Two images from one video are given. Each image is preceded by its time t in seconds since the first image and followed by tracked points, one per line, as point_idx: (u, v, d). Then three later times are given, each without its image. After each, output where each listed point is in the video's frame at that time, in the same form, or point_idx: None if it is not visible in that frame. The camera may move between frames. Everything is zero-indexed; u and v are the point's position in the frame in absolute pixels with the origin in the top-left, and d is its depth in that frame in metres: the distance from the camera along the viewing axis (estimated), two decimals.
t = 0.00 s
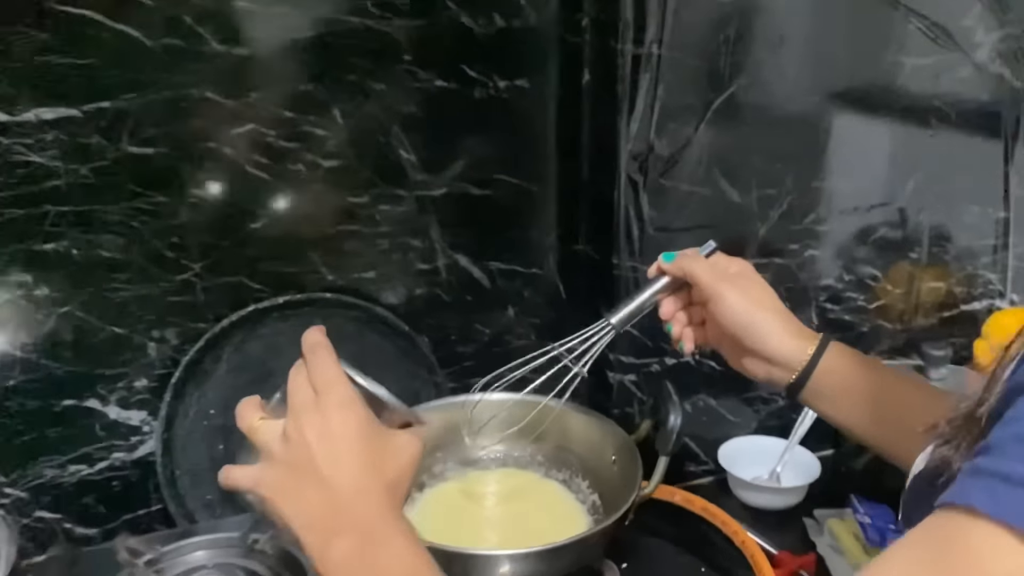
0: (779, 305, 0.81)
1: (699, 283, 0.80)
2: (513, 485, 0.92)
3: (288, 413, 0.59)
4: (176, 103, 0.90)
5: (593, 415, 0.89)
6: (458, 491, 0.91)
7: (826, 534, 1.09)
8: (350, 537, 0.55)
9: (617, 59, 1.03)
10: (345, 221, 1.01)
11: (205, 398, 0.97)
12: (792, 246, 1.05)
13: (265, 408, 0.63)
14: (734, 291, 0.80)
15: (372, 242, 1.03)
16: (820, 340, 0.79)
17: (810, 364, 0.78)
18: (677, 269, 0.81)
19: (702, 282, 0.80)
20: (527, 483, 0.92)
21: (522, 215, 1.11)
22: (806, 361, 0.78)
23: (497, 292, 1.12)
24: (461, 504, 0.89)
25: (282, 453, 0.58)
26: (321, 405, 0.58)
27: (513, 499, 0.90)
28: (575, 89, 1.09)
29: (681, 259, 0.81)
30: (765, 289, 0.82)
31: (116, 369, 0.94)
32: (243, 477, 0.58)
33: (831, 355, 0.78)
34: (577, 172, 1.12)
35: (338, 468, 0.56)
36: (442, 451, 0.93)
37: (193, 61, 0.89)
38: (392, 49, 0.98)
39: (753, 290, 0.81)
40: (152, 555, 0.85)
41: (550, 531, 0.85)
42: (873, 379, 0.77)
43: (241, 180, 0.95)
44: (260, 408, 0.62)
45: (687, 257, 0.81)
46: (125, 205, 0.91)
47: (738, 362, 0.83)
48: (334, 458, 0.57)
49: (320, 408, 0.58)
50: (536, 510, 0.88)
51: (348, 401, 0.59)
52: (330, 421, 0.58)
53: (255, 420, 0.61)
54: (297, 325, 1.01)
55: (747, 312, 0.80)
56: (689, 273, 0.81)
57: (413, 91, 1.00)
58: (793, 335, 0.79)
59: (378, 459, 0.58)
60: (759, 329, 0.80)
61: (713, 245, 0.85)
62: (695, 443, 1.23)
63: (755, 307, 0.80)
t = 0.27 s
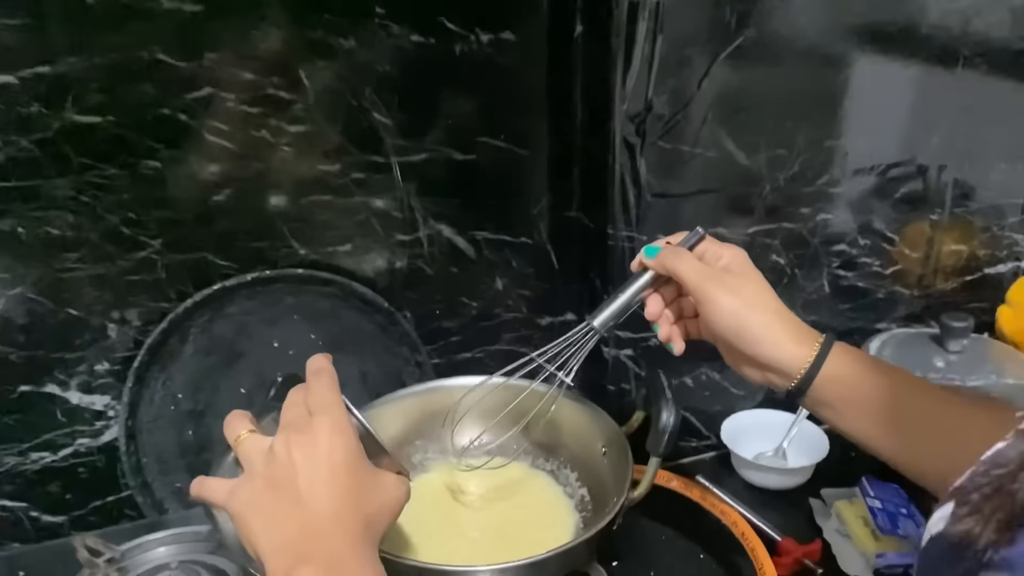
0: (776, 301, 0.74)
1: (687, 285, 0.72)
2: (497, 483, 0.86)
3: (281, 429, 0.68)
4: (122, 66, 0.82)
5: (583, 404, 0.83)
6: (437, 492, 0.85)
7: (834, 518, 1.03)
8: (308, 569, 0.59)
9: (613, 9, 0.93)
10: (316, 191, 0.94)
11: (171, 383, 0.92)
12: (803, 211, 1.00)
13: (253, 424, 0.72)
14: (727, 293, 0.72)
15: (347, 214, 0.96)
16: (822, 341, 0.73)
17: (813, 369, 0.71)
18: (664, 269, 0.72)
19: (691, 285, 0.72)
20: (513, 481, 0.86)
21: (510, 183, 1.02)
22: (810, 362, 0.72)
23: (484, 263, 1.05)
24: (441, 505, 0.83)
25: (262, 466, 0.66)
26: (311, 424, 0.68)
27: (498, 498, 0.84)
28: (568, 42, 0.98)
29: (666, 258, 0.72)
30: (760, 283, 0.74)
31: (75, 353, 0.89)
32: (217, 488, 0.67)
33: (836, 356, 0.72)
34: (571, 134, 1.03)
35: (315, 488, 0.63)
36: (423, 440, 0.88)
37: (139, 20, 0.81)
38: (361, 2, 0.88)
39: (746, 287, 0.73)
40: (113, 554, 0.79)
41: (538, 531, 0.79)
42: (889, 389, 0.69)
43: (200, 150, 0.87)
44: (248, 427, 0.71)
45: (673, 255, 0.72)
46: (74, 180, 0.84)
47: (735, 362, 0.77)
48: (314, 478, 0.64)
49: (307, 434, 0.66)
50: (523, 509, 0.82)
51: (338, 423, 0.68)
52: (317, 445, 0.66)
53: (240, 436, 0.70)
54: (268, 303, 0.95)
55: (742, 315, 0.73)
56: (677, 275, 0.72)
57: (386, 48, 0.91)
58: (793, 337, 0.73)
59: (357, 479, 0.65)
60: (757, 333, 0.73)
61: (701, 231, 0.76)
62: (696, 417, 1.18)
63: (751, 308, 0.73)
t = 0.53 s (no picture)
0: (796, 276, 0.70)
1: (695, 261, 0.69)
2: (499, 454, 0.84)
3: (283, 398, 0.62)
4: (92, 14, 0.75)
5: (590, 376, 0.80)
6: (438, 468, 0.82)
7: (854, 481, 0.95)
8: (299, 555, 0.54)
9: None
10: (308, 143, 0.86)
11: (162, 347, 0.90)
12: (834, 156, 0.93)
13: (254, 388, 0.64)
14: (738, 270, 0.69)
15: (342, 168, 0.89)
16: (845, 322, 0.69)
17: (832, 353, 0.68)
18: (670, 244, 0.70)
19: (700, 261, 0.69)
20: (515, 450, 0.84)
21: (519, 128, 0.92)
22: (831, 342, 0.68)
23: (491, 218, 0.96)
24: (443, 481, 0.80)
25: (259, 435, 0.60)
26: (314, 397, 0.61)
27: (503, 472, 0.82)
28: None
29: (672, 233, 0.69)
30: (777, 258, 0.70)
31: (64, 316, 0.86)
32: (206, 452, 0.61)
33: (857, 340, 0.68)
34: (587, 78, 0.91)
35: (314, 467, 0.58)
36: (423, 408, 0.86)
37: None
38: None
39: (762, 262, 0.70)
40: (105, 526, 0.78)
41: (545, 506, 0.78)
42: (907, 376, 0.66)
43: (181, 103, 0.81)
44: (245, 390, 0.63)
45: (679, 229, 0.69)
46: (49, 137, 0.79)
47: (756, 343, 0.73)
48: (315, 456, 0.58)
49: (308, 410, 0.60)
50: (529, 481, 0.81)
51: (343, 399, 0.61)
52: (321, 423, 0.59)
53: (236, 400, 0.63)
54: (263, 263, 0.91)
55: (757, 294, 0.69)
56: (684, 250, 0.69)
57: None
58: (811, 319, 0.69)
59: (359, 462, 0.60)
60: (774, 313, 0.69)
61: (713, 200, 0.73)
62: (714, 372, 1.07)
63: (766, 286, 0.69)
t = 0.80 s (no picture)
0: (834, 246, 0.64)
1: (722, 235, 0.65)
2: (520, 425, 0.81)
3: (313, 356, 0.58)
4: None
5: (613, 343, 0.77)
6: (460, 440, 0.80)
7: (890, 443, 0.90)
8: (319, 523, 0.51)
9: None
10: (316, 92, 0.81)
11: (172, 304, 0.88)
12: (878, 101, 0.88)
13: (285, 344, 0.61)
14: (770, 241, 0.64)
15: (352, 117, 0.83)
16: (887, 298, 0.64)
17: (871, 332, 0.63)
18: (695, 213, 0.66)
19: (727, 232, 0.64)
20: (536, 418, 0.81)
21: (541, 73, 0.85)
22: (871, 320, 0.63)
23: (510, 166, 0.90)
24: (462, 451, 0.78)
25: (286, 392, 0.56)
26: (346, 359, 0.57)
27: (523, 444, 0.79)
28: None
29: (696, 202, 0.65)
30: (814, 226, 0.65)
31: (71, 276, 0.83)
32: (233, 406, 0.58)
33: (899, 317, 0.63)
34: (613, 17, 0.84)
35: (341, 431, 0.54)
36: (440, 372, 0.83)
37: None
38: None
39: (796, 231, 0.65)
40: (117, 491, 0.80)
41: (566, 479, 0.76)
42: (951, 357, 0.62)
43: (180, 52, 0.76)
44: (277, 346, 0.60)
45: (703, 198, 0.65)
46: (42, 90, 0.75)
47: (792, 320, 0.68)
48: (342, 420, 0.55)
49: (338, 372, 0.56)
50: (549, 453, 0.78)
51: (377, 362, 0.57)
52: (351, 386, 0.55)
53: (268, 355, 0.59)
54: (273, 219, 0.87)
55: (791, 267, 0.64)
56: (710, 220, 0.65)
57: None
58: (851, 293, 0.64)
59: (387, 430, 0.56)
60: (811, 287, 0.64)
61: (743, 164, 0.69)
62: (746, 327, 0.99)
63: (801, 257, 0.64)
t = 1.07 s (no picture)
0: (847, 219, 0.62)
1: (730, 208, 0.62)
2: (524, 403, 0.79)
3: (332, 319, 0.54)
4: None
5: (617, 319, 0.75)
6: (466, 417, 0.78)
7: (903, 420, 0.88)
8: (328, 484, 0.47)
9: None
10: (313, 59, 0.78)
11: (170, 276, 0.86)
12: (898, 67, 0.84)
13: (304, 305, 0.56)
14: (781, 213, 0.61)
15: (350, 85, 0.81)
16: (902, 272, 0.61)
17: (886, 307, 0.61)
18: (702, 186, 0.63)
19: (737, 204, 0.62)
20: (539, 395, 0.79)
21: (547, 38, 0.82)
22: (885, 295, 0.61)
23: (514, 136, 0.87)
24: (466, 429, 0.77)
25: (301, 351, 0.52)
26: (366, 323, 0.53)
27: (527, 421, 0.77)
28: None
29: (704, 173, 0.62)
30: (827, 198, 0.62)
31: (66, 247, 0.82)
32: (245, 362, 0.54)
33: (913, 292, 0.61)
34: None
35: (357, 393, 0.50)
36: (442, 346, 0.81)
37: None
38: None
39: (807, 203, 0.62)
40: (116, 466, 0.79)
41: (570, 460, 0.74)
42: (965, 333, 0.59)
43: (171, 17, 0.73)
44: (294, 306, 0.56)
45: (711, 169, 0.62)
46: (31, 56, 0.72)
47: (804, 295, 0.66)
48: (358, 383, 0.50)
49: (357, 335, 0.52)
50: (553, 432, 0.77)
51: (396, 329, 0.54)
52: (369, 351, 0.51)
53: (286, 314, 0.55)
54: (271, 189, 0.85)
55: (804, 240, 0.61)
56: (719, 192, 0.62)
57: None
58: (863, 268, 0.61)
59: (403, 400, 0.52)
60: (824, 261, 0.61)
61: (752, 134, 0.66)
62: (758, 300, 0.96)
63: (814, 230, 0.61)
